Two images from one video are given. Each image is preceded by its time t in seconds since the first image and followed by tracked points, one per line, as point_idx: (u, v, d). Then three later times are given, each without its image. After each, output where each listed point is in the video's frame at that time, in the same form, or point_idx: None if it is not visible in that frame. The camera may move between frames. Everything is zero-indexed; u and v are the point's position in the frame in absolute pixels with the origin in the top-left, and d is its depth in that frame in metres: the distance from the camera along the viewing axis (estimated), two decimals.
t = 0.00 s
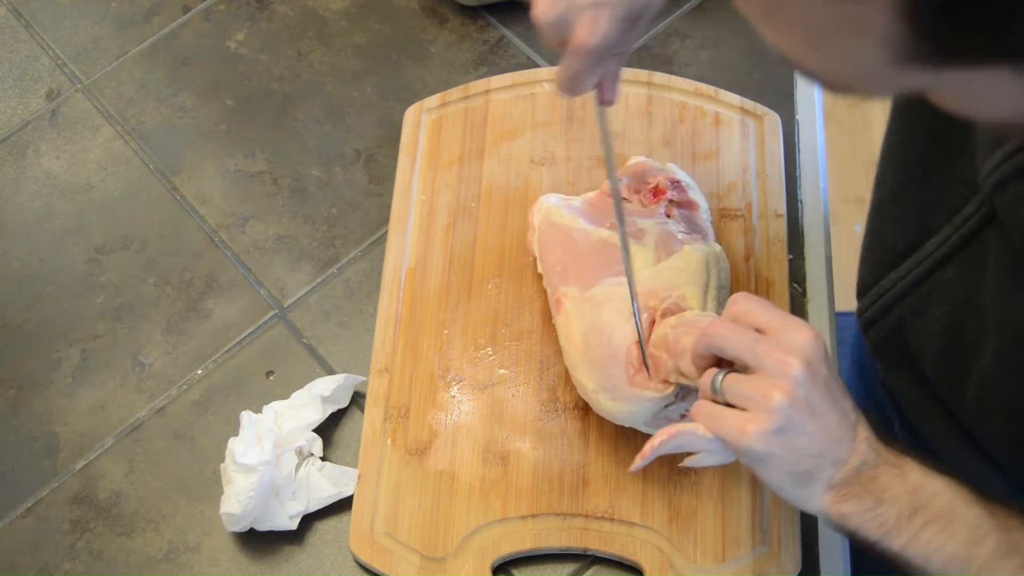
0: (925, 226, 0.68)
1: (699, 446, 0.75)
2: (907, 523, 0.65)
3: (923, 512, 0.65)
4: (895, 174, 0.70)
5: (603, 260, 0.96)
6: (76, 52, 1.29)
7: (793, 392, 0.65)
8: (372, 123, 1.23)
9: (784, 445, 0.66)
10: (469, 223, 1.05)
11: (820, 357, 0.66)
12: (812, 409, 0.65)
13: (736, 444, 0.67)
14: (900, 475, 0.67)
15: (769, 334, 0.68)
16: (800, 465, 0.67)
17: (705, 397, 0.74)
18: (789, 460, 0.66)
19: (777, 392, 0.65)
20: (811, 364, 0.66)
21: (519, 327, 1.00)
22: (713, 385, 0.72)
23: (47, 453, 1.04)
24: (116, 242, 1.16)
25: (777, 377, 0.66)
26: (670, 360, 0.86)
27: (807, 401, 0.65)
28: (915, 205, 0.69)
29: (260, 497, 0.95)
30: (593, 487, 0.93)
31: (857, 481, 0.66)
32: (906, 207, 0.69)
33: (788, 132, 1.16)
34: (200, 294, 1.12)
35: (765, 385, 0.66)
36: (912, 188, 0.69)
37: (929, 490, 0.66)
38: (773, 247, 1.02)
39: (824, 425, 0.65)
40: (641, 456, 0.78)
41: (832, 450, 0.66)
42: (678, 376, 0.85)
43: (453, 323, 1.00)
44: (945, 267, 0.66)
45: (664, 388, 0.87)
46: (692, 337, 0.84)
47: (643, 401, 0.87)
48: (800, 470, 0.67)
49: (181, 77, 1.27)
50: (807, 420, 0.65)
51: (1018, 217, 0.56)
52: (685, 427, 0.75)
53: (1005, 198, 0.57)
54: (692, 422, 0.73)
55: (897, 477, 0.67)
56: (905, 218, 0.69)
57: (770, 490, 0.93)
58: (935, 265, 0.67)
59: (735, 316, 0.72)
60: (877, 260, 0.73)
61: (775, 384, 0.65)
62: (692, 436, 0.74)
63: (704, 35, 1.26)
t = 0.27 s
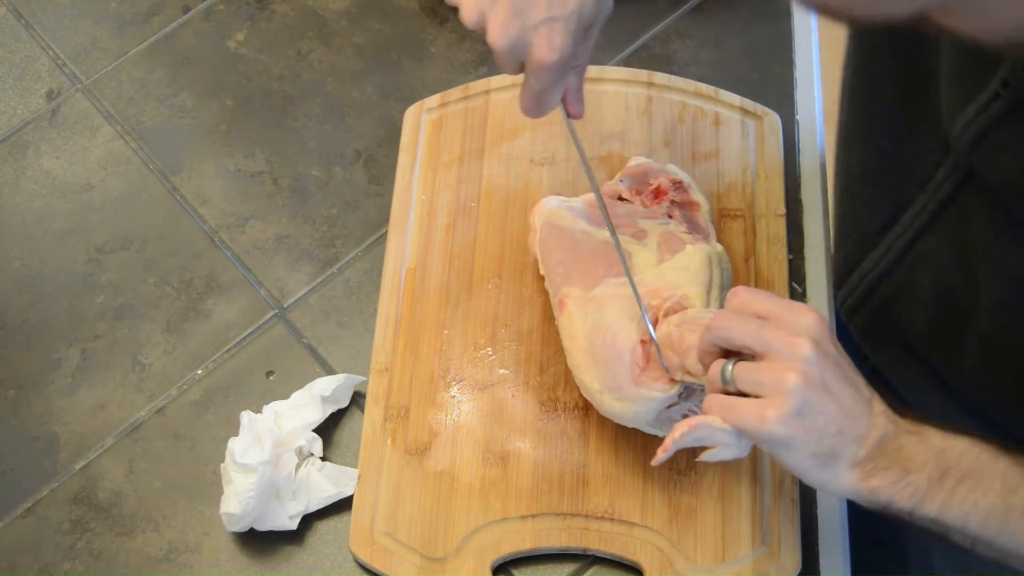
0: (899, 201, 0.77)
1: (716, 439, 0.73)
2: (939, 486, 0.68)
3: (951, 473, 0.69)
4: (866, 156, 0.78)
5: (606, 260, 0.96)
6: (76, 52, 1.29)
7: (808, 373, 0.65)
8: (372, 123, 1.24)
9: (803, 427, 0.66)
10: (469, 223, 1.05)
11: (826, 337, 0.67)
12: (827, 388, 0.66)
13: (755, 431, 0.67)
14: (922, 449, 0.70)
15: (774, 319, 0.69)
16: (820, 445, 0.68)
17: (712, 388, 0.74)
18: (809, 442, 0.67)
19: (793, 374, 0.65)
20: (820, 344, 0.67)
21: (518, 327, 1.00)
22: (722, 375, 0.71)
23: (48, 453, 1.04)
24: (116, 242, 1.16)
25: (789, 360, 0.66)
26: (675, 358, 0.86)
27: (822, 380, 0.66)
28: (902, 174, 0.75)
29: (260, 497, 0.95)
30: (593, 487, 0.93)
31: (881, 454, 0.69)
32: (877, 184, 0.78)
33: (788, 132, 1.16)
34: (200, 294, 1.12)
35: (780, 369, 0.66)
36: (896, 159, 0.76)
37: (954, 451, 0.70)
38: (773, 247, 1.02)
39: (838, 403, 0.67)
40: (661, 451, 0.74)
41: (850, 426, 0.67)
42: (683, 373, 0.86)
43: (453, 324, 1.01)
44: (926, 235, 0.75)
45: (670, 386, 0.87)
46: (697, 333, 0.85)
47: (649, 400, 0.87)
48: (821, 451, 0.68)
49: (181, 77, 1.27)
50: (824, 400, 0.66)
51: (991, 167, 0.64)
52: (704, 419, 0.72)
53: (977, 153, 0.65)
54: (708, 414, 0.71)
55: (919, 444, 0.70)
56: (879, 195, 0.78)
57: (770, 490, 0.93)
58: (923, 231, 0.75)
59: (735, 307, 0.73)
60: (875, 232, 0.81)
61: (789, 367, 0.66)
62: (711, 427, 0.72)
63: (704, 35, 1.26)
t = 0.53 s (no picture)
0: (877, 169, 0.80)
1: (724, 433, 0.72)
2: (949, 461, 0.71)
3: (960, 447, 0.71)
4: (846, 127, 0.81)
5: (606, 260, 0.97)
6: (76, 52, 1.29)
7: (809, 360, 0.65)
8: (372, 123, 1.24)
9: (808, 415, 0.66)
10: (469, 223, 1.05)
11: (823, 322, 0.67)
12: (828, 374, 0.66)
13: (761, 422, 0.67)
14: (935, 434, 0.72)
15: (772, 309, 0.68)
16: (825, 431, 0.68)
17: (715, 384, 0.73)
18: (814, 428, 0.67)
19: (795, 363, 0.65)
20: (819, 329, 0.66)
21: (518, 327, 1.00)
22: (723, 367, 0.71)
23: (48, 453, 1.04)
24: (116, 242, 1.16)
25: (789, 348, 0.66)
26: (676, 357, 0.86)
27: (824, 366, 0.66)
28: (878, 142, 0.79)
29: (259, 497, 0.95)
30: (593, 487, 0.93)
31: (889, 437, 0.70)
32: (855, 155, 0.81)
33: (788, 131, 1.16)
34: (200, 294, 1.12)
35: (781, 359, 0.65)
36: (871, 128, 0.79)
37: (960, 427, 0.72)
38: (773, 247, 1.02)
39: (841, 387, 0.67)
40: (671, 443, 0.74)
41: (853, 409, 0.68)
42: (684, 373, 0.86)
43: (453, 324, 1.01)
44: (905, 201, 0.77)
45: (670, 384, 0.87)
46: (696, 333, 0.84)
47: (649, 399, 0.87)
48: (826, 436, 0.68)
49: (181, 77, 1.27)
50: (826, 386, 0.66)
51: (968, 121, 0.67)
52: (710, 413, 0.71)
53: (952, 109, 0.68)
54: (714, 407, 0.70)
55: (925, 423, 0.72)
56: (858, 164, 0.81)
57: (770, 489, 0.93)
58: (903, 196, 0.77)
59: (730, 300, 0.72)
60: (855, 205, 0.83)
61: (790, 356, 0.65)
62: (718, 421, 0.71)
63: (704, 35, 1.26)
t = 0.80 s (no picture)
0: (873, 162, 0.78)
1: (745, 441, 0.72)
2: (958, 462, 0.70)
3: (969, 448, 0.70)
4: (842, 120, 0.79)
5: (616, 255, 0.96)
6: (76, 52, 1.29)
7: (822, 365, 0.65)
8: (372, 123, 1.23)
9: (823, 420, 0.66)
10: (469, 222, 1.05)
11: (835, 327, 0.68)
12: (842, 379, 0.66)
13: (777, 428, 0.67)
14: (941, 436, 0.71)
15: (783, 315, 0.69)
16: (841, 435, 0.68)
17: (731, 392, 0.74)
18: (830, 433, 0.68)
19: (808, 368, 0.65)
20: (831, 334, 0.67)
21: (519, 327, 1.00)
22: (739, 376, 0.72)
23: (48, 453, 1.04)
24: (116, 242, 1.16)
25: (802, 355, 0.66)
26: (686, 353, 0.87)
27: (837, 371, 0.66)
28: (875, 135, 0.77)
29: (260, 497, 0.95)
30: (593, 487, 0.93)
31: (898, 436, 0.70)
32: (850, 148, 0.80)
33: (788, 131, 1.16)
34: (200, 294, 1.12)
35: (794, 365, 0.66)
36: (869, 121, 0.77)
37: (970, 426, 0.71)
38: (774, 247, 1.02)
39: (855, 392, 0.67)
40: (691, 457, 0.74)
41: (866, 413, 0.68)
42: (695, 370, 0.87)
43: (453, 324, 1.00)
44: (903, 194, 0.76)
45: (678, 381, 0.88)
46: (709, 333, 0.85)
47: (658, 395, 0.87)
48: (841, 441, 0.68)
49: (182, 77, 1.27)
50: (840, 390, 0.66)
51: (964, 114, 0.66)
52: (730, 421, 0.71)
53: (948, 102, 0.67)
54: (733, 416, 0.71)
55: (935, 423, 0.71)
56: (854, 158, 0.80)
57: (770, 489, 0.93)
58: (900, 189, 0.76)
59: (741, 307, 0.73)
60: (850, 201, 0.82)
61: (802, 361, 0.66)
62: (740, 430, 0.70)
63: (704, 35, 1.26)
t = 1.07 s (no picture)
0: (901, 171, 0.71)
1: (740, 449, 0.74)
2: (953, 484, 0.66)
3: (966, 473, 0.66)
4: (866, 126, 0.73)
5: (619, 259, 0.96)
6: (76, 52, 1.29)
7: (827, 381, 0.64)
8: (372, 123, 1.24)
9: (823, 436, 0.65)
10: (469, 223, 1.05)
11: (845, 343, 0.67)
12: (845, 396, 0.65)
13: (775, 439, 0.66)
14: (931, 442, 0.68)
15: (794, 326, 0.69)
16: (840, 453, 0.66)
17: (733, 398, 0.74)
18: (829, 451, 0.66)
19: (812, 382, 0.64)
20: (839, 349, 0.66)
21: (519, 327, 1.00)
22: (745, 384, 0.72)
23: (48, 453, 1.04)
24: (116, 242, 1.16)
25: (808, 368, 0.65)
26: (692, 355, 0.87)
27: (842, 388, 0.65)
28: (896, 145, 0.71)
29: (260, 497, 0.94)
30: (593, 487, 0.93)
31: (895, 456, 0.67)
32: (875, 155, 0.72)
33: (788, 131, 1.16)
34: (200, 294, 1.12)
35: (799, 377, 0.65)
36: (891, 131, 0.71)
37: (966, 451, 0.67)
38: (773, 247, 1.02)
39: (858, 411, 0.65)
40: (685, 464, 0.77)
41: (868, 433, 0.66)
42: (702, 374, 0.87)
43: (453, 324, 1.00)
44: (925, 209, 0.70)
45: (685, 384, 0.88)
46: (717, 336, 0.85)
47: (666, 398, 0.88)
48: (838, 459, 0.67)
49: (182, 77, 1.27)
50: (842, 408, 0.65)
51: (994, 126, 0.60)
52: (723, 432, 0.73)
53: (978, 112, 0.61)
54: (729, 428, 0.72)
55: (933, 447, 0.68)
56: (877, 166, 0.72)
57: (770, 490, 0.93)
58: (923, 204, 0.70)
59: (754, 314, 0.73)
60: (862, 215, 0.75)
61: (807, 374, 0.65)
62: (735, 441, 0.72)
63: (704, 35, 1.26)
